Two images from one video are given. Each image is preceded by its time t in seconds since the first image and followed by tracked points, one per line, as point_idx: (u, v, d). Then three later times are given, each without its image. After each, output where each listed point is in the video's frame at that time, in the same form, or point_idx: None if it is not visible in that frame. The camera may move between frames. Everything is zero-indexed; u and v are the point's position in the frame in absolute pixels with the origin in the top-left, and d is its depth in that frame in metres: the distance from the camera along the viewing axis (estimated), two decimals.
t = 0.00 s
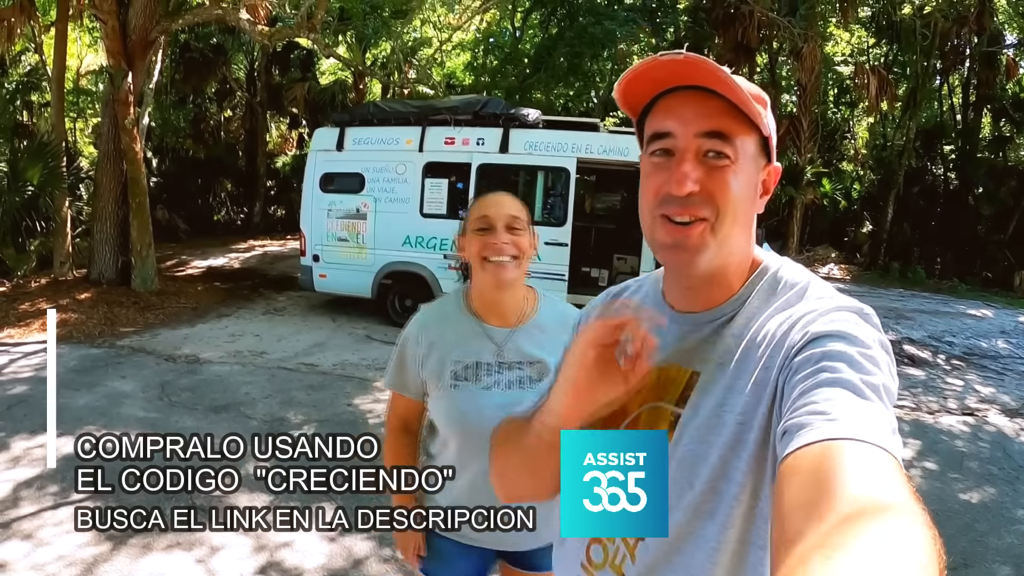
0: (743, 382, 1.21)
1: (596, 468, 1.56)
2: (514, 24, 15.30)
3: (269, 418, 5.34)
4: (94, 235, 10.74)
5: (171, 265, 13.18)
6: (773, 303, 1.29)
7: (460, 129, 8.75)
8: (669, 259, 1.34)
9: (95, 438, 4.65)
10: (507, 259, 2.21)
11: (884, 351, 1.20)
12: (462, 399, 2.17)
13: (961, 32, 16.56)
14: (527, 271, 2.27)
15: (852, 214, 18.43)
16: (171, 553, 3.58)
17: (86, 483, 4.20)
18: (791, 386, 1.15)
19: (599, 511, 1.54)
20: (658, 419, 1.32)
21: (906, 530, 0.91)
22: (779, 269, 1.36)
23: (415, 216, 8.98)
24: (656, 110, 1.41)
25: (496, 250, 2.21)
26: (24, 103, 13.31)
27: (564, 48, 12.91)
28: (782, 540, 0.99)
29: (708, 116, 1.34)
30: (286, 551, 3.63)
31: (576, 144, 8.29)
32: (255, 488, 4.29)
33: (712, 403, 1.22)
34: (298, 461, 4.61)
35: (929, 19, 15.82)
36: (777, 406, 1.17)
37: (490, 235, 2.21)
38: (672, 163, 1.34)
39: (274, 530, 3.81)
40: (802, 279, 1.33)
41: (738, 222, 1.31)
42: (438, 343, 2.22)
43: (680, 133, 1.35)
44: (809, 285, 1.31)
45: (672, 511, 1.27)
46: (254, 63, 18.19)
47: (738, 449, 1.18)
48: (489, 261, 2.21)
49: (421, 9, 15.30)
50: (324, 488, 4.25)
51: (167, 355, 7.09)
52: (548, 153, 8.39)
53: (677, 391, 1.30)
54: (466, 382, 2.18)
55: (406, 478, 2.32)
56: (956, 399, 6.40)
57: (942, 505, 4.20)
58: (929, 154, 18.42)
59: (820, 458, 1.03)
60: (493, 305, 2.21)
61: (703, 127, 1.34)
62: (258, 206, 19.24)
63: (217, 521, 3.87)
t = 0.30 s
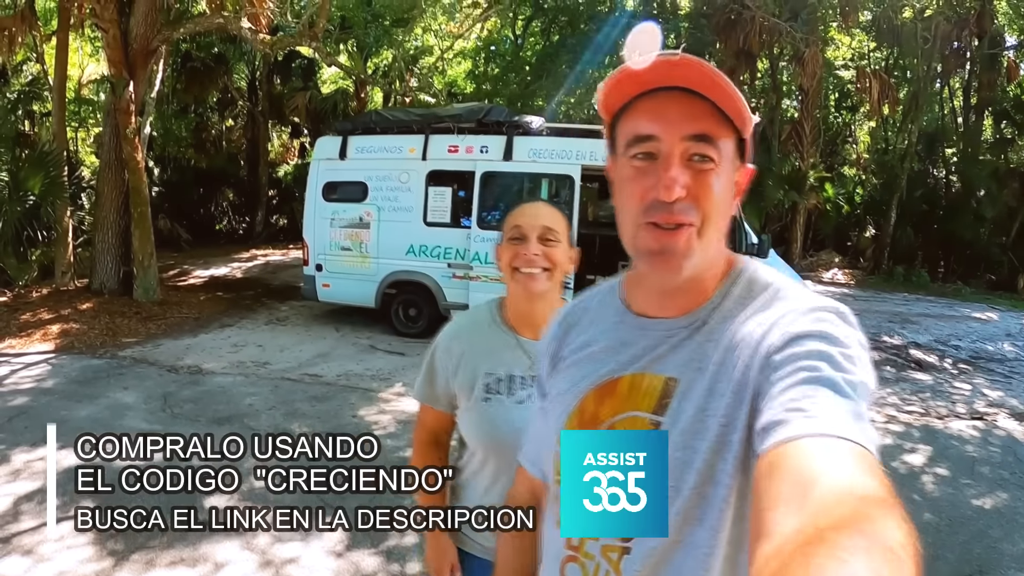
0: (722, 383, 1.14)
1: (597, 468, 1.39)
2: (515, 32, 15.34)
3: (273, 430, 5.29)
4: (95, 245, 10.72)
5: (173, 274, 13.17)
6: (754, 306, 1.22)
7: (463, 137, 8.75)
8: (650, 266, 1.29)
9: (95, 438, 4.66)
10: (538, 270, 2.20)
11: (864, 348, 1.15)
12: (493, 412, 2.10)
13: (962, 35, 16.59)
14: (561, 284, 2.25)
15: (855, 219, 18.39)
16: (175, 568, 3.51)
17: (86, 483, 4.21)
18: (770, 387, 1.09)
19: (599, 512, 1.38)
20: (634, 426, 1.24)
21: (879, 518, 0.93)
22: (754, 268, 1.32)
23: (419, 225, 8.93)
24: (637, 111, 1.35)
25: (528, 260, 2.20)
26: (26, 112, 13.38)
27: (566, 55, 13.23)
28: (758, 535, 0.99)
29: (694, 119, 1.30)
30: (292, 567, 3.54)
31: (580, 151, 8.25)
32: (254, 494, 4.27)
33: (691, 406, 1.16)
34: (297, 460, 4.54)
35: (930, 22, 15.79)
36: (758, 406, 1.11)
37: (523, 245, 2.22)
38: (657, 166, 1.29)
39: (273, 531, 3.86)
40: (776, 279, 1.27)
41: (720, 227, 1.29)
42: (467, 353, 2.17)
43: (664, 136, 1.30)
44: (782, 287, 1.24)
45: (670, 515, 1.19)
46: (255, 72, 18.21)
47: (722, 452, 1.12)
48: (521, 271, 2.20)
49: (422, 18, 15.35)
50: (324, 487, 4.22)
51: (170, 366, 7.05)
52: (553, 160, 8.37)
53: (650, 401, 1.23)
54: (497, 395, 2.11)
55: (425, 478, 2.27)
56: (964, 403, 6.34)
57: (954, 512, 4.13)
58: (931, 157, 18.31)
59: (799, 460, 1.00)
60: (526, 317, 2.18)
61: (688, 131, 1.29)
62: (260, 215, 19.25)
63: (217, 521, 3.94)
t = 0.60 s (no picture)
0: (697, 371, 1.16)
1: (596, 467, 1.32)
2: (518, 31, 15.28)
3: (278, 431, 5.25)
4: (98, 245, 10.70)
5: (175, 275, 13.13)
6: (727, 293, 1.21)
7: (469, 136, 8.74)
8: (625, 256, 1.25)
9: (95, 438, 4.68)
10: (556, 264, 2.16)
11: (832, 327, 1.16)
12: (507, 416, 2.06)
13: (966, 34, 16.52)
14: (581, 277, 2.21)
15: (860, 219, 18.34)
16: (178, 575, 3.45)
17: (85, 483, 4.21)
18: (743, 370, 1.09)
19: (599, 512, 1.32)
20: (612, 421, 1.24)
21: (850, 500, 0.86)
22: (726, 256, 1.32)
23: (424, 225, 8.88)
24: (611, 98, 1.31)
25: (544, 256, 2.17)
26: (28, 112, 13.37)
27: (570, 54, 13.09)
28: (735, 518, 0.94)
29: (671, 106, 1.29)
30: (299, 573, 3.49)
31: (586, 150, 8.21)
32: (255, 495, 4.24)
33: (669, 394, 1.17)
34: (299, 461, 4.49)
35: (935, 21, 15.72)
36: (731, 390, 1.12)
37: (537, 240, 2.19)
38: (634, 153, 1.27)
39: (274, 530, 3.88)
40: (743, 264, 1.28)
41: (694, 215, 1.27)
42: (484, 354, 2.12)
43: (639, 124, 1.28)
44: (753, 273, 1.26)
45: (668, 514, 1.19)
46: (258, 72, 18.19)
47: (703, 438, 1.14)
48: (538, 268, 2.18)
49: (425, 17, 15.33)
50: (324, 487, 4.17)
51: (173, 367, 7.01)
52: (559, 159, 8.33)
53: (627, 396, 1.23)
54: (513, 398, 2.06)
55: (428, 478, 2.20)
56: (974, 404, 6.28)
57: (968, 514, 4.08)
58: (935, 157, 18.31)
59: (775, 441, 0.95)
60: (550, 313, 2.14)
61: (664, 119, 1.28)
62: (263, 216, 19.21)
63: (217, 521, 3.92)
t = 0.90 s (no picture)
0: (699, 362, 1.15)
1: (597, 468, 1.30)
2: (521, 30, 15.27)
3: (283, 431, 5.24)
4: (100, 245, 10.68)
5: (177, 274, 13.11)
6: (726, 282, 1.21)
7: (473, 135, 8.71)
8: (617, 249, 1.27)
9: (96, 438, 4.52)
10: (535, 264, 2.12)
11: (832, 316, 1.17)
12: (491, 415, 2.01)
13: (969, 33, 16.46)
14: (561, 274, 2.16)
15: (863, 218, 18.31)
16: None
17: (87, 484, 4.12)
18: (745, 360, 1.08)
19: (599, 512, 1.30)
20: (616, 416, 1.22)
21: (845, 484, 0.89)
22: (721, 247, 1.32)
23: (428, 223, 8.86)
24: (599, 91, 1.31)
25: (524, 256, 2.13)
26: (30, 112, 13.41)
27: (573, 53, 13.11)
28: (743, 509, 0.95)
29: (656, 98, 1.28)
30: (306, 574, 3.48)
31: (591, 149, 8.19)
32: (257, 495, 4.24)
33: (671, 385, 1.16)
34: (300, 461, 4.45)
35: (939, 20, 15.65)
36: (732, 380, 1.12)
37: (513, 239, 2.15)
38: (620, 148, 1.28)
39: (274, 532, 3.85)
40: (742, 254, 1.27)
41: (685, 206, 1.28)
42: (467, 354, 2.11)
43: (626, 117, 1.28)
44: (749, 260, 1.25)
45: (669, 509, 1.18)
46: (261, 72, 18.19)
47: (707, 427, 1.13)
48: (517, 269, 2.13)
49: (428, 17, 15.33)
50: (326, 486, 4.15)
51: (176, 367, 7.00)
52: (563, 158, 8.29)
53: (630, 387, 1.21)
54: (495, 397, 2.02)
55: (428, 478, 2.20)
56: (979, 403, 6.25)
57: (975, 513, 4.06)
58: (938, 156, 18.25)
59: (781, 427, 0.97)
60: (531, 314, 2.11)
61: (651, 112, 1.27)
62: (265, 216, 19.22)
63: (217, 521, 3.92)
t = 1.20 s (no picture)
0: (691, 364, 1.14)
1: (597, 467, 1.31)
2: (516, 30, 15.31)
3: (283, 427, 5.29)
4: (100, 244, 10.71)
5: (176, 274, 13.14)
6: (722, 288, 1.21)
7: (469, 134, 8.75)
8: (618, 247, 1.31)
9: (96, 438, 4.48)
10: (455, 269, 2.18)
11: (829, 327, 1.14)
12: (420, 408, 2.12)
13: (964, 32, 16.50)
14: (483, 279, 2.21)
15: (858, 215, 18.39)
16: (188, 567, 3.50)
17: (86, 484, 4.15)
18: (737, 366, 1.08)
19: (599, 512, 1.30)
20: (606, 412, 1.24)
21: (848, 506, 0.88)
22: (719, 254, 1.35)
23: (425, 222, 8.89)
24: (605, 97, 1.38)
25: (446, 259, 2.18)
26: (28, 112, 13.42)
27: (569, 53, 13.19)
28: (731, 518, 0.95)
29: (660, 103, 1.33)
30: (307, 565, 3.55)
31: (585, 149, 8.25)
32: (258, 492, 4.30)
33: (660, 384, 1.16)
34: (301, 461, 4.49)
35: (932, 19, 15.76)
36: (726, 387, 1.11)
37: (438, 243, 2.20)
38: (623, 148, 1.33)
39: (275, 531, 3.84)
40: (742, 263, 1.26)
41: (686, 209, 1.31)
42: (397, 347, 2.20)
43: (630, 120, 1.33)
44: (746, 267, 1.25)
45: (667, 509, 1.18)
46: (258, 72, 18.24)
47: (698, 427, 1.13)
48: (440, 271, 2.19)
49: (425, 16, 15.39)
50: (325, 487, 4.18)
51: (176, 365, 7.04)
52: (558, 158, 8.34)
53: (620, 380, 1.23)
54: (423, 390, 2.13)
55: (407, 478, 2.14)
56: (969, 398, 6.33)
57: (962, 505, 4.13)
58: (933, 154, 18.35)
59: (765, 439, 0.96)
60: (454, 315, 2.18)
61: (652, 116, 1.32)
62: (263, 215, 19.28)
63: (216, 521, 3.92)
